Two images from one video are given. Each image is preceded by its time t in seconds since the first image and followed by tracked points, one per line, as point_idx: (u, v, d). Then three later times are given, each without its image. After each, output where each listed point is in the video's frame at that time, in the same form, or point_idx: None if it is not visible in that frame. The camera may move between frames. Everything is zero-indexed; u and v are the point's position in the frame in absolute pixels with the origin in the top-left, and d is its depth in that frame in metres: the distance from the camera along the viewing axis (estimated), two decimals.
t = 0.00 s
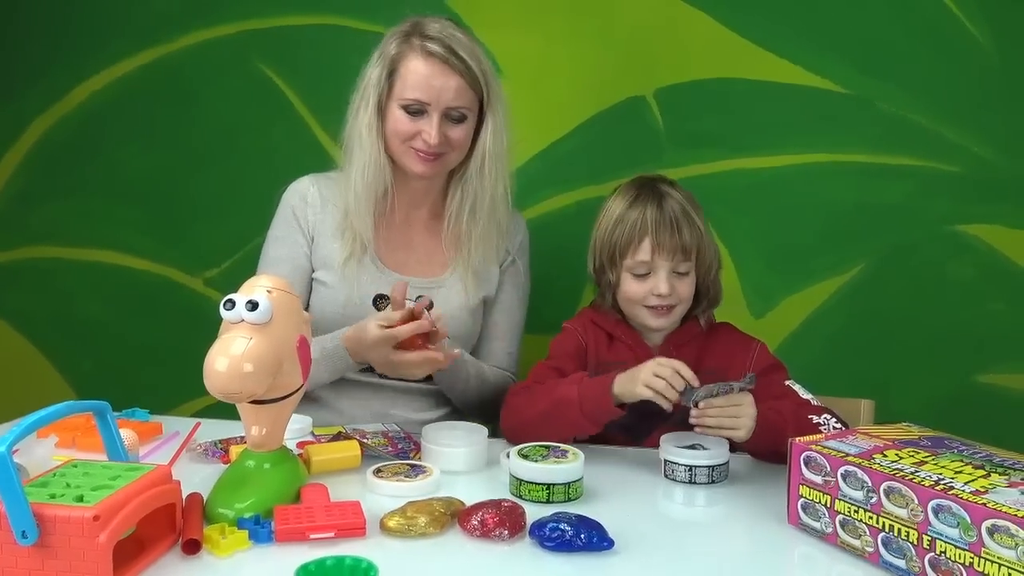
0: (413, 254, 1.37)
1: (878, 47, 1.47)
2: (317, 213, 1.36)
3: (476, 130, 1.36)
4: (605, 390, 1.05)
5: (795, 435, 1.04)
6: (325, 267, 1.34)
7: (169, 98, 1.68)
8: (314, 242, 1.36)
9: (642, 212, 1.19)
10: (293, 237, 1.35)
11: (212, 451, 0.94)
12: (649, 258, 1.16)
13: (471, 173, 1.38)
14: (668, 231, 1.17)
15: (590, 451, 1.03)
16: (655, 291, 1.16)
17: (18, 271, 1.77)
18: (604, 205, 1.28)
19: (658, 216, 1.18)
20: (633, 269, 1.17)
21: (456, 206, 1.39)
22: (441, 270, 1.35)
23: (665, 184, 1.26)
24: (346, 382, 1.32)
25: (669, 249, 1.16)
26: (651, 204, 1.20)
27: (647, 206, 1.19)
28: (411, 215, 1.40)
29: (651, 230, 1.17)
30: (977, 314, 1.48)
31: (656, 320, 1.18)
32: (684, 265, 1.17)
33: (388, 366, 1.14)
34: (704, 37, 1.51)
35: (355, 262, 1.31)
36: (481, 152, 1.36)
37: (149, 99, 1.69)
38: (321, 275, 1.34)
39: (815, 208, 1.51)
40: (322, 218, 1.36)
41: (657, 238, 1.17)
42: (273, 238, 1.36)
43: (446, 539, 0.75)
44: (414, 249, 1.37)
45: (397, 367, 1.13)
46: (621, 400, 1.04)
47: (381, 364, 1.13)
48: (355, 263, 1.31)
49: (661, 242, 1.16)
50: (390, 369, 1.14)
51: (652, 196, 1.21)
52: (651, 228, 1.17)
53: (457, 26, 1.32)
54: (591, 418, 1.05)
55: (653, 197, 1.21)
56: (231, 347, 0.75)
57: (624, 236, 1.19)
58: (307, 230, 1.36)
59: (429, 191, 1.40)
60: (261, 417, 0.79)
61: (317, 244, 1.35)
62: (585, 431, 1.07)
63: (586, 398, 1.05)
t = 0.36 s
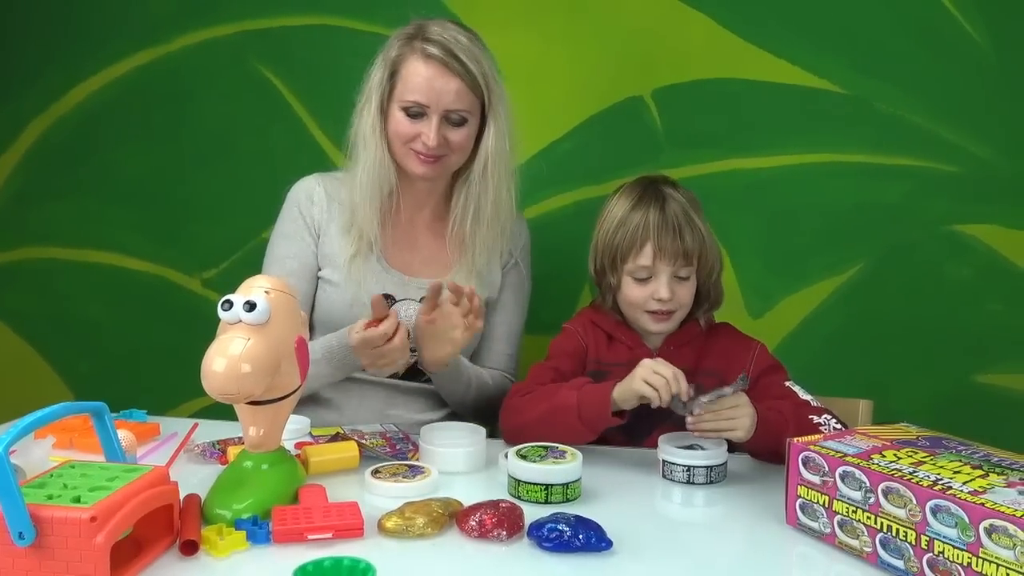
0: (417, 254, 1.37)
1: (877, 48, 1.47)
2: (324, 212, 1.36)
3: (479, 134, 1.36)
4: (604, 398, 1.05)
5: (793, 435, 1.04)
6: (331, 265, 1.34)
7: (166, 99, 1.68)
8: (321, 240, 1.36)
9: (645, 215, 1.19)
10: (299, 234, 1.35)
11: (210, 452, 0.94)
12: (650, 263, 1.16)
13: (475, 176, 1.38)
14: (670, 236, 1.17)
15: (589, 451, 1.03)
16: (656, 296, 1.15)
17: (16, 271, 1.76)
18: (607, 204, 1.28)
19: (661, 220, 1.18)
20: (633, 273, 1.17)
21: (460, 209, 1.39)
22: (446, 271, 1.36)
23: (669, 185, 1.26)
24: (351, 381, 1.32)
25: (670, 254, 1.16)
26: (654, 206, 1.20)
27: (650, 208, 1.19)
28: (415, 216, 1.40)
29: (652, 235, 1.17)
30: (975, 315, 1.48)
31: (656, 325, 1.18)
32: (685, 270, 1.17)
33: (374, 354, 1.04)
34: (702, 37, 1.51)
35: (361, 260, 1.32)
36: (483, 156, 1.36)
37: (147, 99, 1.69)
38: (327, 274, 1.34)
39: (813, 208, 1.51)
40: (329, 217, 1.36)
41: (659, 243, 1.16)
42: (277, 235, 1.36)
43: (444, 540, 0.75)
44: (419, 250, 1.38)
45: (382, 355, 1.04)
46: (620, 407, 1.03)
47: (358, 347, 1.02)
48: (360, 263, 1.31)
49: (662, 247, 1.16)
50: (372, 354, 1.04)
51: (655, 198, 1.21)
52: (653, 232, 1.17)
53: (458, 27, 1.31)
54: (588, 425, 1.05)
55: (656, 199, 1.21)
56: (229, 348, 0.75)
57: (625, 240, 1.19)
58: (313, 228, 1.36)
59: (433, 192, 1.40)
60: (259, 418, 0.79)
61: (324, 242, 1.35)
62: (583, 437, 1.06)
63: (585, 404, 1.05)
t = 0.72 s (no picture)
0: (407, 254, 1.37)
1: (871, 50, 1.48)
2: (311, 216, 1.36)
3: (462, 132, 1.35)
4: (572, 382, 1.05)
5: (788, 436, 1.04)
6: (319, 268, 1.35)
7: (161, 100, 1.68)
8: (308, 244, 1.36)
9: (637, 218, 1.19)
10: (286, 239, 1.35)
11: (206, 453, 0.94)
12: (642, 266, 1.16)
13: (459, 173, 1.37)
14: (662, 238, 1.17)
15: (584, 453, 1.03)
16: (648, 299, 1.15)
17: (11, 271, 1.76)
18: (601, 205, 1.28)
19: (653, 223, 1.18)
20: (624, 275, 1.17)
21: (448, 206, 1.38)
22: (435, 270, 1.35)
23: (662, 187, 1.25)
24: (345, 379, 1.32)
25: (662, 257, 1.16)
26: (647, 208, 1.20)
27: (642, 211, 1.19)
28: (404, 216, 1.39)
29: (644, 237, 1.17)
30: (970, 316, 1.48)
31: (647, 327, 1.18)
32: (677, 273, 1.16)
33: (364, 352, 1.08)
34: (698, 38, 1.52)
35: (350, 261, 1.32)
36: (467, 153, 1.35)
37: (143, 99, 1.69)
38: (316, 278, 1.34)
39: (809, 210, 1.52)
40: (316, 221, 1.36)
41: (650, 247, 1.16)
42: (267, 240, 1.36)
43: (439, 541, 0.75)
44: (408, 249, 1.37)
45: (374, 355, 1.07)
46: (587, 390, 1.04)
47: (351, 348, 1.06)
48: (349, 264, 1.32)
49: (653, 250, 1.16)
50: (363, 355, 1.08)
51: (648, 201, 1.21)
52: (645, 237, 1.17)
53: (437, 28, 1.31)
54: (563, 412, 1.05)
55: (649, 202, 1.21)
56: (224, 348, 0.75)
57: (618, 242, 1.19)
58: (300, 233, 1.36)
59: (420, 193, 1.39)
60: (253, 418, 0.79)
61: (311, 246, 1.35)
62: (559, 425, 1.06)
63: (555, 391, 1.06)
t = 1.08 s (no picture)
0: (385, 255, 1.37)
1: (866, 56, 1.48)
2: (287, 222, 1.36)
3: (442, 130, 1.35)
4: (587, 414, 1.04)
5: (783, 441, 1.04)
6: (297, 274, 1.34)
7: (157, 103, 1.68)
8: (284, 253, 1.36)
9: (642, 217, 1.19)
10: (263, 248, 1.35)
11: (201, 457, 0.94)
12: (652, 263, 1.16)
13: (438, 172, 1.37)
14: (671, 236, 1.18)
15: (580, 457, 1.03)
16: (658, 297, 1.15)
17: (6, 274, 1.76)
18: (597, 209, 1.28)
19: (659, 221, 1.18)
20: (634, 274, 1.17)
21: (426, 206, 1.38)
22: (412, 271, 1.35)
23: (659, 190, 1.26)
24: (328, 384, 1.32)
25: (671, 253, 1.17)
26: (650, 208, 1.20)
27: (647, 211, 1.19)
28: (384, 217, 1.39)
29: (653, 235, 1.17)
30: (965, 321, 1.49)
31: (656, 328, 1.17)
32: (684, 270, 1.17)
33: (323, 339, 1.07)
34: (694, 43, 1.52)
35: (326, 267, 1.32)
36: (447, 152, 1.35)
37: (139, 102, 1.69)
38: (294, 283, 1.34)
39: (804, 214, 1.52)
40: (293, 225, 1.36)
41: (660, 243, 1.17)
42: (247, 248, 1.36)
43: (435, 546, 0.75)
44: (388, 250, 1.37)
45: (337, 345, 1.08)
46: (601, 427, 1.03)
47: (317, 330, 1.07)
48: (327, 268, 1.32)
49: (664, 247, 1.16)
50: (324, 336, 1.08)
51: (649, 202, 1.21)
52: (654, 233, 1.17)
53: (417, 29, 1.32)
54: (567, 438, 1.04)
55: (650, 202, 1.21)
56: (220, 352, 0.75)
57: (625, 242, 1.18)
58: (276, 241, 1.36)
59: (399, 194, 1.39)
60: (249, 422, 0.79)
61: (288, 254, 1.35)
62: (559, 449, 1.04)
63: (568, 418, 1.04)
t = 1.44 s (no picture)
0: (380, 254, 1.37)
1: (862, 57, 1.49)
2: (281, 222, 1.36)
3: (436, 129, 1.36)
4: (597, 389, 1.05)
5: (780, 440, 1.04)
6: (290, 274, 1.34)
7: (154, 104, 1.68)
8: (278, 252, 1.35)
9: (645, 216, 1.19)
10: (258, 249, 1.35)
11: (198, 458, 0.94)
12: (652, 261, 1.16)
13: (430, 171, 1.36)
14: (673, 236, 1.18)
15: (577, 456, 1.03)
16: (655, 295, 1.15)
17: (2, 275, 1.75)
18: (597, 208, 1.28)
19: (663, 220, 1.19)
20: (634, 272, 1.17)
21: (419, 203, 1.37)
22: (406, 270, 1.35)
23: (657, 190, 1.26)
24: (324, 384, 1.33)
25: (673, 253, 1.17)
26: (653, 206, 1.20)
27: (650, 209, 1.20)
28: (378, 217, 1.39)
29: (655, 233, 1.17)
30: (961, 320, 1.49)
31: (653, 326, 1.18)
32: (684, 269, 1.18)
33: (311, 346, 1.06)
34: (690, 43, 1.52)
35: (319, 267, 1.32)
36: (439, 149, 1.35)
37: (135, 104, 1.68)
38: (287, 282, 1.34)
39: (801, 215, 1.52)
40: (286, 226, 1.36)
41: (662, 242, 1.17)
42: (242, 250, 1.36)
43: (432, 546, 0.75)
44: (382, 250, 1.37)
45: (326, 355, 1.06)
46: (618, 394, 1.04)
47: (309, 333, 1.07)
48: (320, 269, 1.32)
49: (665, 246, 1.17)
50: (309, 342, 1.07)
51: (652, 201, 1.21)
52: (657, 230, 1.18)
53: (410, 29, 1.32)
54: (588, 415, 1.06)
55: (653, 202, 1.21)
56: (218, 352, 0.75)
57: (626, 239, 1.19)
58: (270, 241, 1.36)
59: (393, 194, 1.39)
60: (246, 422, 0.79)
61: (282, 255, 1.35)
62: (586, 428, 1.07)
63: (584, 398, 1.05)
